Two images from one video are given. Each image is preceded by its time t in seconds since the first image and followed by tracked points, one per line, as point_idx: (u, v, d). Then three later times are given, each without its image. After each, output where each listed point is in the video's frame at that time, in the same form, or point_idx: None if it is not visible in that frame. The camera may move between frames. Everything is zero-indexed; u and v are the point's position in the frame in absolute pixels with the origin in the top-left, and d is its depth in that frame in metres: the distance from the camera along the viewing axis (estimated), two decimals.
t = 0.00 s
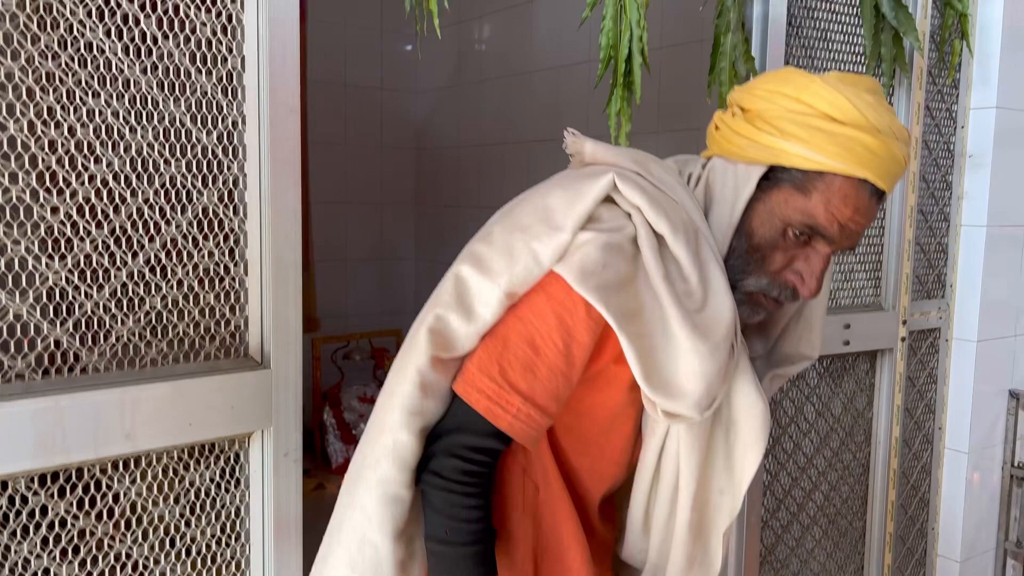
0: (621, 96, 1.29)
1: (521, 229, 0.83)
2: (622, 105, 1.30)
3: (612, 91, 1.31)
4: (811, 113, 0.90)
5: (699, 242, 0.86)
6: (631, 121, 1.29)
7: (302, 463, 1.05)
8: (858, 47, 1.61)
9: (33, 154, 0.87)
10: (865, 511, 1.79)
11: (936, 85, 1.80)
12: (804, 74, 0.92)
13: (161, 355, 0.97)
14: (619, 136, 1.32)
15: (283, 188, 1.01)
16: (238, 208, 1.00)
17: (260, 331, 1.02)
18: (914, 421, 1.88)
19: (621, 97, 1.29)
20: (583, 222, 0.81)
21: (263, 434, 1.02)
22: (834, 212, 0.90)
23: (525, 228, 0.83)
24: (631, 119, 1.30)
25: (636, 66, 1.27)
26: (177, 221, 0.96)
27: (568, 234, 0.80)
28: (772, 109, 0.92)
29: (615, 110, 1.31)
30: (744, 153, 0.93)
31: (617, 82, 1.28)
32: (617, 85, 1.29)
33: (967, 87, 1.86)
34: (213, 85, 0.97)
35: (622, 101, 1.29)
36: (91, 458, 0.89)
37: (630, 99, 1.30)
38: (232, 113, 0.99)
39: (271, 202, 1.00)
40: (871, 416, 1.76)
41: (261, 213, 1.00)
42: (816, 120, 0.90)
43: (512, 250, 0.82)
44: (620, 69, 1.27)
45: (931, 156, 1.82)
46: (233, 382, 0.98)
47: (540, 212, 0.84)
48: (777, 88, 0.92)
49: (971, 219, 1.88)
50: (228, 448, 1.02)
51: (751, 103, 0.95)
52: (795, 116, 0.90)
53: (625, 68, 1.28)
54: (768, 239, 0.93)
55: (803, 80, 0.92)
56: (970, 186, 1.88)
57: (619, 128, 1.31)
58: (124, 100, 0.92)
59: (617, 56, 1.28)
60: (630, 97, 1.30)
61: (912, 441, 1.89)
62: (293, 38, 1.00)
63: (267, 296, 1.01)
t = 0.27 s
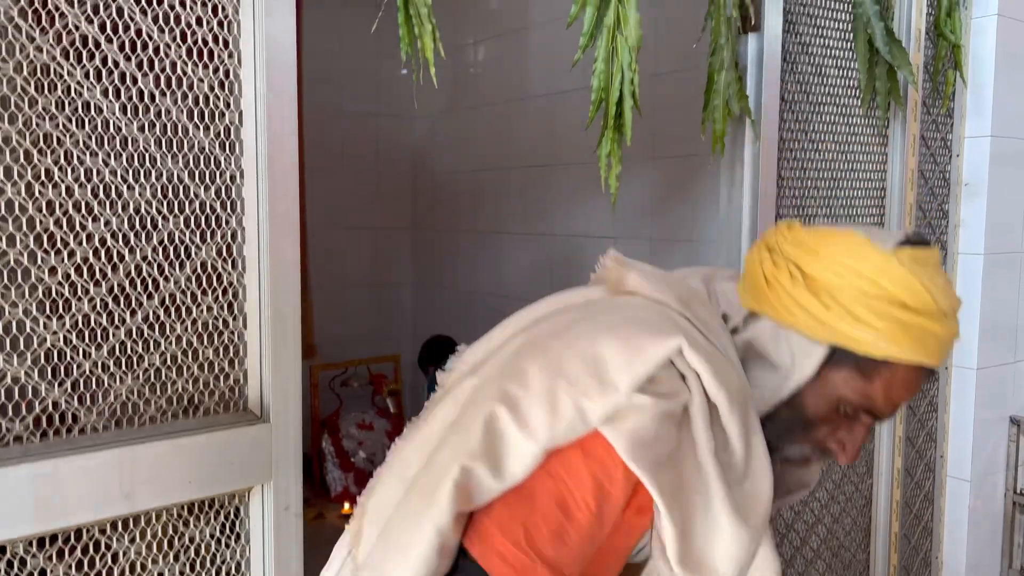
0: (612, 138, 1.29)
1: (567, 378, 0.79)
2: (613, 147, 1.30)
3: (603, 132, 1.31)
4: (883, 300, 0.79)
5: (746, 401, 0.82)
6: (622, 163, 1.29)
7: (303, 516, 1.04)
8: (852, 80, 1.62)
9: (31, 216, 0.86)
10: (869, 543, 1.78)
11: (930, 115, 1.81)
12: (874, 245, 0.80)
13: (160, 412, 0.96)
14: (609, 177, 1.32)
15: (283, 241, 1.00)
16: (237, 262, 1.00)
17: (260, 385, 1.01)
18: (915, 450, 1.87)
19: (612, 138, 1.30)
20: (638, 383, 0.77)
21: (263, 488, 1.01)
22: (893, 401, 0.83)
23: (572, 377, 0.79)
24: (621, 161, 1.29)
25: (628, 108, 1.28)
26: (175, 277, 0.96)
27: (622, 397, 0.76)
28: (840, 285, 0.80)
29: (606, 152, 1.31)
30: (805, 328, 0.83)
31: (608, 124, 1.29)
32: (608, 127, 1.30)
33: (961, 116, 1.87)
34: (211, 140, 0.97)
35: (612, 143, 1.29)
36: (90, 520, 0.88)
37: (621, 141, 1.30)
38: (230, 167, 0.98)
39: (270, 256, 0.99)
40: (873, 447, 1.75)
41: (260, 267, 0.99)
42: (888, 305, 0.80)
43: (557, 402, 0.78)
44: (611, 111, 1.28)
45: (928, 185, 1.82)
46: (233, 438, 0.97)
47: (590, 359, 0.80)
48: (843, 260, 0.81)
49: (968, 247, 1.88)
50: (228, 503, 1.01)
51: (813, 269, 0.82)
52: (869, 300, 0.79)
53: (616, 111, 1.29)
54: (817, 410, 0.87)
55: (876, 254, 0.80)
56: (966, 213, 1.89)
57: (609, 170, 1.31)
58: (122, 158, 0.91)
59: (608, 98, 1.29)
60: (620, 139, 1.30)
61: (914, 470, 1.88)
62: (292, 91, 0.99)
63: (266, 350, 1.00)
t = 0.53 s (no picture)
0: (621, 164, 1.28)
1: (651, 489, 0.78)
2: (622, 172, 1.29)
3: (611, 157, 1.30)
4: (942, 455, 0.82)
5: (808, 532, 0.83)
6: (631, 189, 1.28)
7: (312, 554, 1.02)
8: (859, 101, 1.61)
9: (35, 254, 0.85)
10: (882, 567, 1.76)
11: (936, 133, 1.80)
12: (939, 400, 0.82)
13: (166, 450, 0.94)
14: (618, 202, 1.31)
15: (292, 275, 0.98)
16: (243, 295, 0.99)
17: (267, 421, 1.00)
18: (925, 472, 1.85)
19: (621, 164, 1.28)
20: (725, 510, 0.76)
21: (271, 525, 1.00)
22: (932, 551, 0.87)
23: (653, 489, 0.78)
24: (631, 186, 1.29)
25: (635, 134, 1.27)
26: (181, 313, 0.95)
27: (710, 517, 0.76)
28: (907, 440, 0.82)
29: (615, 177, 1.30)
30: (856, 468, 0.85)
31: (616, 150, 1.28)
32: (616, 152, 1.29)
33: (967, 134, 1.86)
34: (217, 173, 0.96)
35: (621, 168, 1.29)
36: (96, 564, 0.87)
37: (630, 166, 1.29)
38: (237, 200, 0.97)
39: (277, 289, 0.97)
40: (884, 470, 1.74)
41: (267, 301, 0.98)
42: (944, 459, 0.82)
43: (637, 510, 0.76)
44: (619, 137, 1.27)
45: (934, 204, 1.81)
46: (240, 475, 0.96)
47: (673, 473, 0.79)
48: (908, 414, 0.82)
49: (976, 266, 1.87)
50: (235, 541, 0.99)
51: (878, 416, 0.84)
52: (931, 459, 0.82)
53: (624, 137, 1.29)
54: (859, 553, 0.89)
55: (940, 414, 0.82)
56: (973, 232, 1.88)
57: (618, 195, 1.30)
58: (126, 194, 0.90)
59: (616, 124, 1.28)
60: (630, 164, 1.30)
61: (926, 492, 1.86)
62: (298, 122, 0.97)
63: (273, 385, 0.99)
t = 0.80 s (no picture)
0: (637, 180, 1.28)
1: None
2: (638, 189, 1.28)
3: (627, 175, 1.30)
4: None
5: None
6: (647, 206, 1.28)
7: None
8: (871, 115, 1.60)
9: (46, 277, 0.84)
10: None
11: (948, 146, 1.79)
12: None
13: (176, 474, 0.93)
14: (634, 220, 1.30)
15: (302, 295, 0.97)
16: (255, 316, 0.98)
17: (278, 443, 0.99)
18: (940, 487, 1.83)
19: (637, 180, 1.28)
20: None
21: (282, 549, 0.98)
22: None
23: None
24: (647, 203, 1.28)
25: (651, 149, 1.27)
26: (192, 335, 0.94)
27: None
28: None
29: (631, 195, 1.29)
30: None
31: (632, 166, 1.28)
32: (631, 169, 1.28)
33: (979, 146, 1.84)
34: (228, 194, 0.95)
35: (637, 185, 1.28)
36: None
37: (645, 182, 1.28)
38: (248, 221, 0.96)
39: (289, 310, 0.97)
40: (899, 486, 1.71)
41: (278, 322, 0.97)
42: None
43: None
44: (635, 152, 1.27)
45: (947, 218, 1.80)
46: (251, 499, 0.95)
47: None
48: None
49: (989, 279, 1.85)
50: (245, 565, 0.98)
51: None
52: None
53: (640, 152, 1.28)
54: None
55: None
56: (986, 245, 1.86)
57: (635, 213, 1.29)
58: (137, 216, 0.90)
59: (631, 140, 1.27)
60: (645, 180, 1.29)
61: (940, 508, 1.83)
62: (310, 142, 0.96)
63: (285, 407, 0.97)
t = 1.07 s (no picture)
0: (646, 181, 1.27)
1: None
2: (647, 190, 1.27)
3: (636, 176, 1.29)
4: None
5: None
6: (656, 207, 1.26)
7: None
8: (882, 118, 1.59)
9: (52, 276, 0.84)
10: None
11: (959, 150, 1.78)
12: None
13: (181, 475, 0.93)
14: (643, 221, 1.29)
15: (309, 295, 0.97)
16: (261, 316, 0.97)
17: (284, 444, 0.98)
18: (953, 495, 1.81)
19: (646, 181, 1.27)
20: None
21: (287, 550, 0.97)
22: None
23: None
24: (656, 205, 1.27)
25: (660, 150, 1.25)
26: (198, 334, 0.93)
27: None
28: None
29: (640, 196, 1.28)
30: None
31: (641, 167, 1.27)
32: (640, 170, 1.28)
33: (991, 150, 1.83)
34: (235, 193, 0.95)
35: (646, 186, 1.27)
36: None
37: (655, 184, 1.28)
38: (255, 220, 0.96)
39: (296, 310, 0.96)
40: (911, 493, 1.69)
41: (284, 322, 0.96)
42: None
43: None
44: (644, 154, 1.26)
45: (958, 222, 1.78)
46: (257, 500, 0.94)
47: None
48: None
49: (1001, 284, 1.84)
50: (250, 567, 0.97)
51: None
52: None
53: (649, 153, 1.27)
54: None
55: None
56: (998, 250, 1.84)
57: (644, 214, 1.28)
58: (144, 214, 0.89)
59: (640, 141, 1.26)
60: (654, 182, 1.28)
61: (953, 516, 1.81)
62: (317, 141, 0.96)
63: (291, 408, 0.97)
